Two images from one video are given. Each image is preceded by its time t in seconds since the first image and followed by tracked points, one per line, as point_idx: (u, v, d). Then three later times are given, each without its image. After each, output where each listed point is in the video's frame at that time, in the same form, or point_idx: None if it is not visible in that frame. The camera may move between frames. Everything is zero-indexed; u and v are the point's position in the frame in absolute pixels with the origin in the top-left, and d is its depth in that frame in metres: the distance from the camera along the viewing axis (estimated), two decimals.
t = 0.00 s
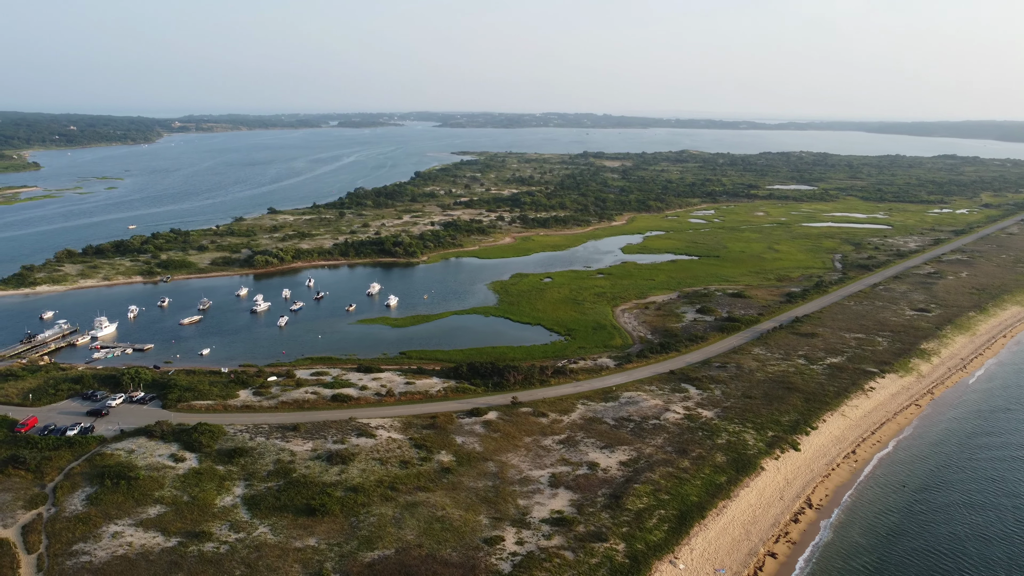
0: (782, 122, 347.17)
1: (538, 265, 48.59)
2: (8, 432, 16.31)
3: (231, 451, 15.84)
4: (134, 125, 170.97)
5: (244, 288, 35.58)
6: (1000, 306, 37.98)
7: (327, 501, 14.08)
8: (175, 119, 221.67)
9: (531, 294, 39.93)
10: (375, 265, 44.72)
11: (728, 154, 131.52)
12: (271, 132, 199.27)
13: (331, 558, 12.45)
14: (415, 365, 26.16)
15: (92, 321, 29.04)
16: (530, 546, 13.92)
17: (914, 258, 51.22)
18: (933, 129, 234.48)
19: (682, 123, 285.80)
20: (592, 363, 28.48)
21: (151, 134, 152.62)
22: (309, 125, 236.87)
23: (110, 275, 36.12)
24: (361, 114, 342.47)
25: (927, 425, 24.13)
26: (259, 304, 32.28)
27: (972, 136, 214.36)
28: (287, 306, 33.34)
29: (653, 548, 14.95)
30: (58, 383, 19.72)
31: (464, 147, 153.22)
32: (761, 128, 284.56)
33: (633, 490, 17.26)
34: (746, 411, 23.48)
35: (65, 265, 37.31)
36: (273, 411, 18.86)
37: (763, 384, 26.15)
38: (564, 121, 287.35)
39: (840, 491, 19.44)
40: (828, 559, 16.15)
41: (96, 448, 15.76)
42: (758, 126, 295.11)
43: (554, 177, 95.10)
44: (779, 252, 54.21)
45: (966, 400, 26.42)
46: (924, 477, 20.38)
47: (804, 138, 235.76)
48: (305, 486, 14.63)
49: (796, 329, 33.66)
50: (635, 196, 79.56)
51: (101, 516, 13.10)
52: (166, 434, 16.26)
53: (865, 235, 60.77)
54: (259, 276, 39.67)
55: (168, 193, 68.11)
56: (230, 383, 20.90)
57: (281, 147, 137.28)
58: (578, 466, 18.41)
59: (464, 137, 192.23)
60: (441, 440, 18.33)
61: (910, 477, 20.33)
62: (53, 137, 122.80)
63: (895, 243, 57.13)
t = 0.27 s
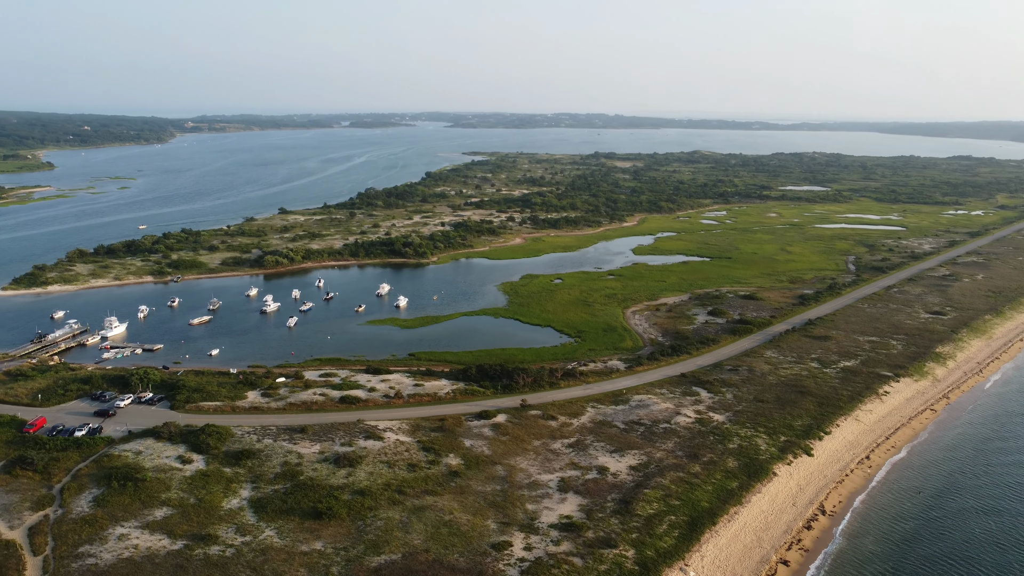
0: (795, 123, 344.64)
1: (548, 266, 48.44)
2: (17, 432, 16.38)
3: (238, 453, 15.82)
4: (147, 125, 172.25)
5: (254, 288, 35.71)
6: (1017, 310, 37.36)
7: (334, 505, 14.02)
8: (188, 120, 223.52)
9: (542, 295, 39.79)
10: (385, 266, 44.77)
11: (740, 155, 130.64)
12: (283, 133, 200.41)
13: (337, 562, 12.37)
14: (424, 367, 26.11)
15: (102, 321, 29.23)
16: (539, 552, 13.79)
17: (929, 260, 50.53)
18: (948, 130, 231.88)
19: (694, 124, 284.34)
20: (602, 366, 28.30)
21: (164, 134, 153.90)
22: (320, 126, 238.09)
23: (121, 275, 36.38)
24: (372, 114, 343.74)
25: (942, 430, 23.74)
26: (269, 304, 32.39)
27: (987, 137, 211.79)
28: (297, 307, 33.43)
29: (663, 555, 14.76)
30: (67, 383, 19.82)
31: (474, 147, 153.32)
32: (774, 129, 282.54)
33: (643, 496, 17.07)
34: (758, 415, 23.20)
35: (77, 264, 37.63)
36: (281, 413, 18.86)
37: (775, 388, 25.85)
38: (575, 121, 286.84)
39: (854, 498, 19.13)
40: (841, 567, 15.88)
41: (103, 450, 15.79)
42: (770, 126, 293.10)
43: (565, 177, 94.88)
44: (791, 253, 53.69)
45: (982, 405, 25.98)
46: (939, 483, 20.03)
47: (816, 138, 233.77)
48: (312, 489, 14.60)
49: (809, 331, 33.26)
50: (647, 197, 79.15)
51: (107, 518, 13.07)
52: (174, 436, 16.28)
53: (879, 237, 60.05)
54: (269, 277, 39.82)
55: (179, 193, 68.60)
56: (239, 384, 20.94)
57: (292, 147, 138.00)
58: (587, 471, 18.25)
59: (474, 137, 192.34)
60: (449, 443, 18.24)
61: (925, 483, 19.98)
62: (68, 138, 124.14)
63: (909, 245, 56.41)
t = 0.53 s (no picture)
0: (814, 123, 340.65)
1: (564, 267, 48.20)
2: (32, 432, 16.53)
3: (251, 455, 15.85)
4: (167, 125, 175.88)
5: (270, 288, 35.91)
6: None
7: (346, 508, 13.97)
8: (207, 120, 226.28)
9: (557, 296, 39.58)
10: (400, 266, 44.85)
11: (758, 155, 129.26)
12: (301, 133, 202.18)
13: (348, 566, 12.29)
14: (438, 369, 26.04)
15: (118, 320, 29.52)
16: (552, 558, 13.61)
17: (951, 263, 49.52)
18: (971, 130, 227.92)
19: (712, 124, 282.05)
20: (618, 368, 28.04)
21: (184, 134, 155.92)
22: (337, 126, 239.81)
23: (138, 274, 36.79)
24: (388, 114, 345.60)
25: (965, 438, 23.17)
26: (284, 305, 32.54)
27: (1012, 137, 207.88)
28: (312, 307, 33.56)
29: (678, 562, 14.50)
30: (82, 383, 20.02)
31: (490, 147, 153.39)
32: (793, 129, 279.33)
33: (659, 502, 16.81)
34: (776, 420, 22.80)
35: (95, 264, 38.12)
36: (295, 414, 18.89)
37: (793, 392, 25.40)
38: (592, 121, 285.94)
39: (874, 506, 18.70)
40: None
41: (117, 450, 15.87)
42: (789, 127, 289.88)
43: (581, 178, 94.53)
44: (810, 255, 52.90)
45: (1007, 412, 25.34)
46: (962, 491, 19.53)
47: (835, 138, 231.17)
48: (324, 492, 14.56)
49: (828, 335, 32.69)
50: (663, 198, 78.50)
51: (120, 518, 13.07)
52: (187, 436, 16.34)
53: (899, 239, 59.00)
54: (285, 277, 40.05)
55: (197, 193, 69.35)
56: (253, 385, 21.02)
57: (309, 147, 139.09)
58: (602, 475, 18.04)
59: (490, 137, 192.44)
60: (462, 446, 18.13)
61: (948, 492, 19.49)
62: (89, 138, 126.11)
63: (931, 247, 55.33)
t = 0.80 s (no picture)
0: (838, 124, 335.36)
1: (583, 268, 47.88)
2: (52, 431, 16.74)
3: (267, 455, 15.91)
4: (190, 125, 177.87)
5: (289, 288, 36.17)
6: None
7: (361, 511, 13.93)
8: (231, 121, 229.45)
9: (576, 298, 39.32)
10: (419, 266, 44.94)
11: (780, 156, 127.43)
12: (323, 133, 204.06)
13: (362, 570, 12.22)
14: (456, 370, 25.97)
15: (139, 319, 29.90)
16: (568, 565, 13.42)
17: (979, 266, 48.30)
18: (1001, 130, 222.62)
19: (734, 124, 278.90)
20: (637, 371, 27.71)
21: (208, 134, 158.15)
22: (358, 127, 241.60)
23: (159, 273, 37.30)
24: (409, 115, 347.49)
25: (994, 445, 22.50)
26: (303, 305, 32.74)
27: None
28: (331, 307, 33.72)
29: (697, 571, 14.20)
30: (102, 382, 20.29)
31: (510, 148, 153.23)
32: (817, 129, 275.12)
33: (678, 508, 16.52)
34: (798, 425, 22.33)
35: (117, 263, 38.72)
36: (312, 415, 18.94)
37: (816, 397, 24.87)
38: (612, 122, 284.46)
39: (899, 514, 18.21)
40: None
41: (135, 450, 16.01)
42: (813, 127, 285.55)
43: (601, 178, 93.96)
44: (833, 257, 51.94)
45: None
46: (991, 501, 18.94)
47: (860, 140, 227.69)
48: (339, 493, 14.54)
49: (852, 338, 32.00)
50: (684, 199, 77.71)
51: (136, 519, 13.12)
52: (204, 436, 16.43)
53: (925, 241, 57.67)
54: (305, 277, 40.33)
55: (220, 193, 70.22)
56: (271, 385, 21.14)
57: (330, 147, 140.26)
58: (620, 480, 17.79)
59: (509, 137, 192.34)
60: (479, 448, 18.02)
61: (976, 501, 18.92)
62: (115, 138, 128.49)
63: (957, 249, 54.02)
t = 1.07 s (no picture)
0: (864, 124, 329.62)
1: (603, 270, 47.52)
2: (72, 429, 16.94)
3: (284, 456, 15.94)
4: (214, 125, 182.40)
5: (308, 288, 36.39)
6: None
7: (377, 514, 13.87)
8: (254, 121, 232.50)
9: (595, 299, 39.02)
10: (438, 267, 44.98)
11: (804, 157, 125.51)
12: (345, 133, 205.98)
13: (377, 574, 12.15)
14: (474, 372, 25.88)
15: (159, 318, 30.27)
16: (585, 572, 13.22)
17: (1008, 269, 47.01)
18: None
19: (756, 125, 275.53)
20: (656, 374, 27.37)
21: (232, 135, 160.46)
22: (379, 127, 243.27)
23: (181, 272, 37.79)
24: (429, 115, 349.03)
25: None
26: (322, 305, 32.92)
27: None
28: (350, 307, 33.86)
29: None
30: (122, 381, 20.53)
31: (530, 148, 152.92)
32: (842, 129, 270.55)
33: (697, 515, 16.20)
34: (821, 431, 21.84)
35: (140, 262, 39.29)
36: (329, 416, 18.96)
37: (839, 402, 24.31)
38: (634, 122, 282.66)
39: (925, 524, 17.69)
40: None
41: (153, 449, 16.10)
42: (839, 127, 280.89)
43: (622, 179, 93.27)
44: (857, 260, 50.93)
45: None
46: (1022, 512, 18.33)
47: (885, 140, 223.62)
48: (355, 496, 14.50)
49: (876, 342, 31.28)
50: (706, 199, 76.82)
51: (153, 519, 13.14)
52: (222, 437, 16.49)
53: (952, 243, 56.33)
54: (325, 276, 40.58)
55: (242, 193, 71.10)
56: (289, 385, 21.24)
57: (351, 148, 141.37)
58: (638, 486, 17.52)
59: (529, 137, 192.12)
60: (497, 452, 17.90)
61: (1005, 512, 18.33)
62: (140, 138, 130.83)
63: (986, 252, 52.67)
